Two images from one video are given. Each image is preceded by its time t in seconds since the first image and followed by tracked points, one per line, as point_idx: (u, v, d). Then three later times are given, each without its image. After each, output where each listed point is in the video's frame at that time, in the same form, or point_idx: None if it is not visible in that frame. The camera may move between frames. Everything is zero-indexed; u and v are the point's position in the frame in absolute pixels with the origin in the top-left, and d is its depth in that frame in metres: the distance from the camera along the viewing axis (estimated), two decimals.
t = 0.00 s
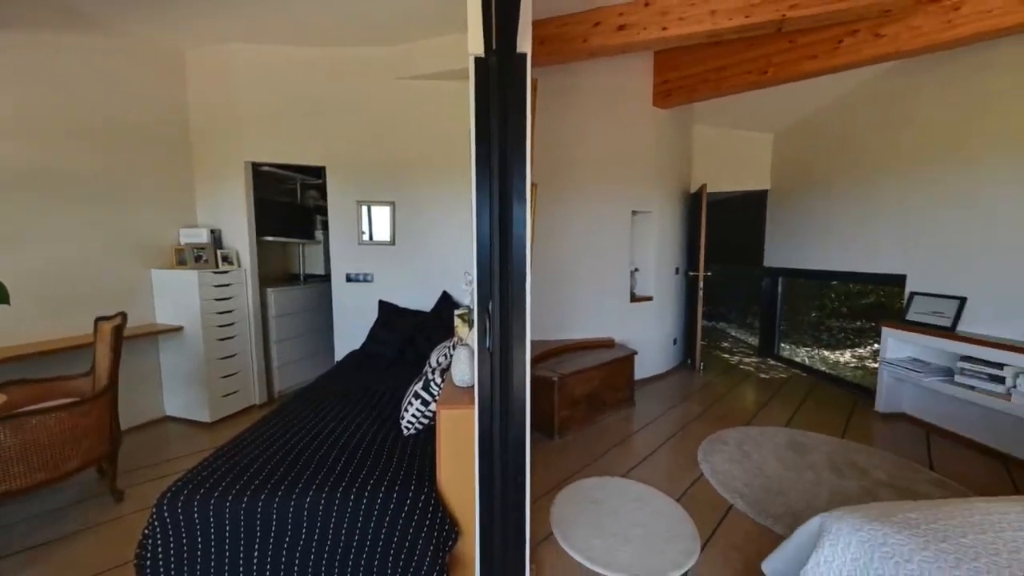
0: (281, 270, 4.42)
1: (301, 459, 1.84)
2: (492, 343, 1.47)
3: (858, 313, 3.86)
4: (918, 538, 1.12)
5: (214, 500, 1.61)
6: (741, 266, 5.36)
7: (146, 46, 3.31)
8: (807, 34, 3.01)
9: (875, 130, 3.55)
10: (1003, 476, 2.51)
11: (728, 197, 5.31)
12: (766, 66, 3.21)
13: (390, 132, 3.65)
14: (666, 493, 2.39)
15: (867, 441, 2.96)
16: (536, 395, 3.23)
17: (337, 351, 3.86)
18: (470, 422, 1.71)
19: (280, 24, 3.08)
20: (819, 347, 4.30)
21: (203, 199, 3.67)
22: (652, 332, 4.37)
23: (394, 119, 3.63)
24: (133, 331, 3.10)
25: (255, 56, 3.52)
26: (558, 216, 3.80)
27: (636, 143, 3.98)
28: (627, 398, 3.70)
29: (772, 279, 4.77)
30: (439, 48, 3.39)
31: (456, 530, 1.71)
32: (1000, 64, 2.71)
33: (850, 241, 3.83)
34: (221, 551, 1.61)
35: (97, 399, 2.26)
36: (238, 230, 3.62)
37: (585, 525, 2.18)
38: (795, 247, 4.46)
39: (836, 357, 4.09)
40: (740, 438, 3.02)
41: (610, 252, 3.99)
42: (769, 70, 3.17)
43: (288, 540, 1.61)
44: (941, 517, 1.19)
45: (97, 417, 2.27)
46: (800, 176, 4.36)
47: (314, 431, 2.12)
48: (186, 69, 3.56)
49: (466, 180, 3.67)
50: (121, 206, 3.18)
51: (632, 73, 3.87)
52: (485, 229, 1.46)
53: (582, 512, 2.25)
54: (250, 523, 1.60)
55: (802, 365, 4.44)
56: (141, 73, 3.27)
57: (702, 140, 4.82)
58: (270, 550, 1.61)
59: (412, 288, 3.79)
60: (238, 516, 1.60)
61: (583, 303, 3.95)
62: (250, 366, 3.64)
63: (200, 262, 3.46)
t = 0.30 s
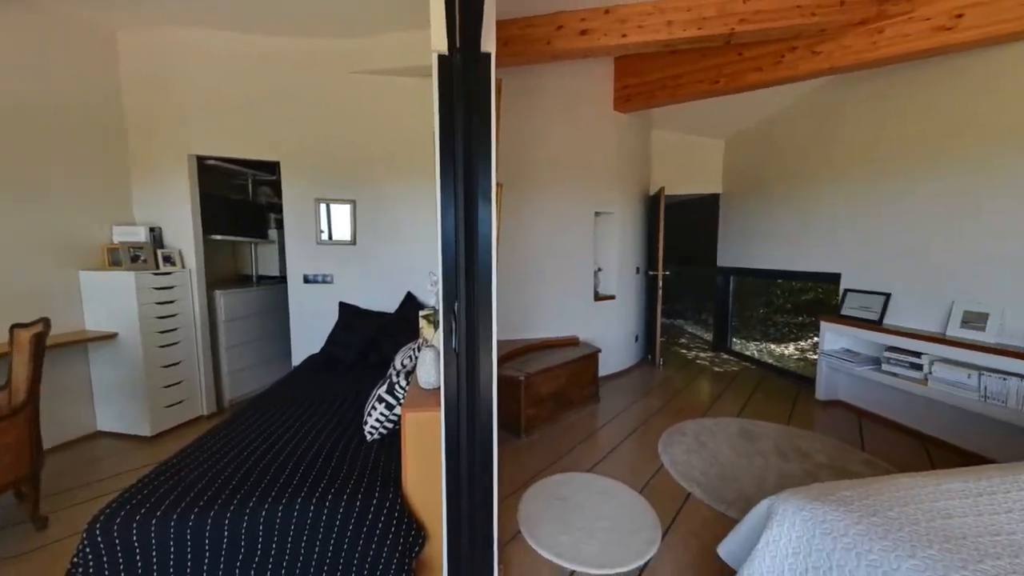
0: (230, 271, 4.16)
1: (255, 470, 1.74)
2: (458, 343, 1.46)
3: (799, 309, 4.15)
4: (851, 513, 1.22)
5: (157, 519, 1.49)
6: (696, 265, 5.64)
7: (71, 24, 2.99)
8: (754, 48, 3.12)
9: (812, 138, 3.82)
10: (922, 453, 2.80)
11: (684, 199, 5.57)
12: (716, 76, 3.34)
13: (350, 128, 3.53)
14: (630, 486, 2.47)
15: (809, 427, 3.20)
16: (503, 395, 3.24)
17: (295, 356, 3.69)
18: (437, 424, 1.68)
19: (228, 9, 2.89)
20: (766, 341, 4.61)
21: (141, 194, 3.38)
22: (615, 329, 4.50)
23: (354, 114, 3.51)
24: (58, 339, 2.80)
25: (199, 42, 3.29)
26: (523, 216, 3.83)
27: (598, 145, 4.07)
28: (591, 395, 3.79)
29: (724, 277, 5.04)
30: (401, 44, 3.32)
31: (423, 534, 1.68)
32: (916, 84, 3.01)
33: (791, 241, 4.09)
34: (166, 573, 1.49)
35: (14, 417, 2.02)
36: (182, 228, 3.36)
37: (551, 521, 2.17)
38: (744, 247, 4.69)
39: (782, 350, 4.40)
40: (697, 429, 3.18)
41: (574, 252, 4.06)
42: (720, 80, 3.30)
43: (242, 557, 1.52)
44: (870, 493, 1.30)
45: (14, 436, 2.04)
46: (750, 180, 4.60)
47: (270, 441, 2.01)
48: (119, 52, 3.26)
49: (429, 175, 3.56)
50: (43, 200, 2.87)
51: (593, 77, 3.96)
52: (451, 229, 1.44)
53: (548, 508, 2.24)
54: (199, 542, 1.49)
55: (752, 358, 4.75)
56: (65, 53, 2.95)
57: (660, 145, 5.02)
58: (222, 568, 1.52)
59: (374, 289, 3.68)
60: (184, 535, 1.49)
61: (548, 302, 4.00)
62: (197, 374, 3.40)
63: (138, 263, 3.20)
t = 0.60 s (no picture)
0: (172, 272, 3.85)
1: (203, 484, 1.63)
2: (423, 345, 1.43)
3: (747, 306, 4.42)
4: (793, 494, 1.32)
5: (89, 543, 1.36)
6: (654, 265, 5.86)
7: None
8: (706, 59, 3.25)
9: (757, 146, 4.07)
10: (853, 435, 3.07)
11: (643, 202, 5.78)
12: (672, 84, 3.46)
13: (305, 122, 3.37)
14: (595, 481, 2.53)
15: (757, 416, 3.41)
16: (469, 397, 3.21)
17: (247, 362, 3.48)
18: (401, 428, 1.64)
19: None
20: (719, 336, 4.88)
21: (66, 188, 3.06)
22: (579, 328, 4.59)
23: (309, 108, 3.35)
24: None
25: (133, 23, 3.02)
26: (487, 216, 3.82)
27: (560, 147, 4.14)
28: (556, 393, 3.84)
29: (680, 276, 5.27)
30: (360, 37, 3.21)
31: (388, 541, 1.63)
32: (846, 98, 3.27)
33: (740, 242, 4.34)
34: None
35: None
36: (115, 225, 3.07)
37: (519, 519, 2.24)
38: (698, 249, 4.97)
39: (733, 344, 4.67)
40: (657, 422, 3.30)
41: (539, 252, 4.11)
42: (676, 87, 3.42)
43: None
44: (810, 474, 1.41)
45: None
46: (701, 185, 4.87)
47: (220, 452, 1.88)
48: (36, 30, 2.94)
49: (390, 175, 3.48)
50: None
51: (556, 80, 4.02)
52: (414, 228, 1.41)
53: (515, 508, 2.31)
54: (139, 564, 1.38)
55: (707, 353, 5.02)
56: None
57: (620, 148, 5.18)
58: None
59: (333, 290, 3.54)
60: (122, 558, 1.37)
61: (513, 302, 4.02)
62: (133, 384, 3.12)
63: (60, 263, 2.88)
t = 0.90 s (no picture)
0: (110, 273, 3.55)
1: (149, 500, 1.51)
2: (389, 347, 1.39)
3: (705, 304, 4.63)
4: (748, 480, 1.40)
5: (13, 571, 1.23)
6: (619, 265, 6.02)
7: None
8: (666, 66, 3.36)
9: (713, 151, 4.27)
10: (801, 423, 3.29)
11: (608, 203, 5.92)
12: (634, 90, 3.57)
13: (260, 115, 3.19)
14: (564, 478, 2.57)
15: (716, 409, 3.58)
16: (437, 398, 3.17)
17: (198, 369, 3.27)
18: (367, 433, 1.59)
19: None
20: (680, 333, 5.09)
21: None
22: (547, 327, 4.64)
23: (264, 99, 3.18)
24: None
25: None
26: (454, 216, 3.79)
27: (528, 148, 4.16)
28: (525, 392, 3.86)
29: (644, 276, 5.44)
30: (319, 28, 3.08)
31: (354, 550, 1.58)
32: (790, 108, 3.49)
33: (698, 242, 4.54)
34: None
35: None
36: (40, 222, 2.78)
37: (488, 519, 2.24)
38: (660, 249, 5.13)
39: (693, 341, 4.88)
40: (623, 417, 3.41)
41: (507, 251, 4.11)
42: (639, 92, 3.51)
43: None
44: (763, 461, 1.50)
45: None
46: (662, 187, 5.05)
47: (167, 465, 1.75)
48: None
49: (353, 172, 3.35)
50: None
51: (523, 81, 4.03)
52: (379, 227, 1.37)
53: (485, 508, 2.31)
54: None
55: (669, 349, 5.21)
56: None
57: (585, 150, 5.28)
58: None
59: (293, 292, 3.38)
60: None
61: (481, 302, 4.01)
62: (65, 396, 2.84)
63: None
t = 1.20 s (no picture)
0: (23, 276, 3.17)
1: (74, 526, 1.36)
2: (348, 351, 1.35)
3: (661, 301, 4.84)
4: (702, 468, 1.48)
5: None
6: (581, 265, 6.16)
7: None
8: (624, 72, 3.45)
9: (668, 155, 4.47)
10: (748, 412, 3.52)
11: (569, 204, 6.04)
12: (593, 94, 3.61)
13: (202, 105, 2.97)
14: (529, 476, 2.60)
15: (672, 402, 3.75)
16: (399, 402, 3.10)
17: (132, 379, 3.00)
18: (325, 440, 1.52)
19: None
20: (638, 330, 5.28)
21: None
22: (511, 326, 4.66)
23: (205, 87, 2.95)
24: None
25: None
26: (415, 215, 3.71)
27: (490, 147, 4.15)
28: (490, 392, 3.86)
29: (604, 275, 5.59)
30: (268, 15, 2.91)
31: (312, 564, 1.50)
32: (735, 116, 3.72)
33: (655, 243, 4.74)
34: None
35: None
36: None
37: (453, 522, 2.21)
38: (619, 249, 5.30)
39: (651, 337, 5.08)
40: (585, 413, 3.49)
41: (471, 251, 4.09)
42: (598, 96, 3.58)
43: None
44: (714, 449, 1.59)
45: None
46: (620, 189, 5.22)
47: (96, 486, 1.59)
48: None
49: (307, 168, 3.21)
50: None
51: (485, 80, 4.02)
52: (336, 227, 1.31)
53: (450, 511, 2.28)
54: None
55: (628, 346, 5.40)
56: None
57: (547, 152, 5.35)
58: None
59: (242, 294, 3.17)
60: None
61: (444, 302, 3.96)
62: None
63: None
